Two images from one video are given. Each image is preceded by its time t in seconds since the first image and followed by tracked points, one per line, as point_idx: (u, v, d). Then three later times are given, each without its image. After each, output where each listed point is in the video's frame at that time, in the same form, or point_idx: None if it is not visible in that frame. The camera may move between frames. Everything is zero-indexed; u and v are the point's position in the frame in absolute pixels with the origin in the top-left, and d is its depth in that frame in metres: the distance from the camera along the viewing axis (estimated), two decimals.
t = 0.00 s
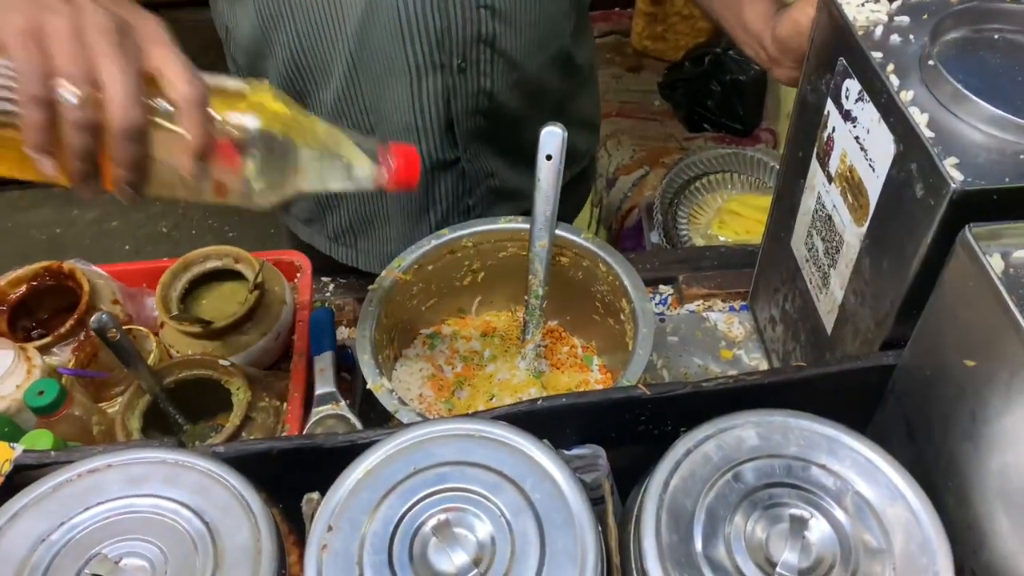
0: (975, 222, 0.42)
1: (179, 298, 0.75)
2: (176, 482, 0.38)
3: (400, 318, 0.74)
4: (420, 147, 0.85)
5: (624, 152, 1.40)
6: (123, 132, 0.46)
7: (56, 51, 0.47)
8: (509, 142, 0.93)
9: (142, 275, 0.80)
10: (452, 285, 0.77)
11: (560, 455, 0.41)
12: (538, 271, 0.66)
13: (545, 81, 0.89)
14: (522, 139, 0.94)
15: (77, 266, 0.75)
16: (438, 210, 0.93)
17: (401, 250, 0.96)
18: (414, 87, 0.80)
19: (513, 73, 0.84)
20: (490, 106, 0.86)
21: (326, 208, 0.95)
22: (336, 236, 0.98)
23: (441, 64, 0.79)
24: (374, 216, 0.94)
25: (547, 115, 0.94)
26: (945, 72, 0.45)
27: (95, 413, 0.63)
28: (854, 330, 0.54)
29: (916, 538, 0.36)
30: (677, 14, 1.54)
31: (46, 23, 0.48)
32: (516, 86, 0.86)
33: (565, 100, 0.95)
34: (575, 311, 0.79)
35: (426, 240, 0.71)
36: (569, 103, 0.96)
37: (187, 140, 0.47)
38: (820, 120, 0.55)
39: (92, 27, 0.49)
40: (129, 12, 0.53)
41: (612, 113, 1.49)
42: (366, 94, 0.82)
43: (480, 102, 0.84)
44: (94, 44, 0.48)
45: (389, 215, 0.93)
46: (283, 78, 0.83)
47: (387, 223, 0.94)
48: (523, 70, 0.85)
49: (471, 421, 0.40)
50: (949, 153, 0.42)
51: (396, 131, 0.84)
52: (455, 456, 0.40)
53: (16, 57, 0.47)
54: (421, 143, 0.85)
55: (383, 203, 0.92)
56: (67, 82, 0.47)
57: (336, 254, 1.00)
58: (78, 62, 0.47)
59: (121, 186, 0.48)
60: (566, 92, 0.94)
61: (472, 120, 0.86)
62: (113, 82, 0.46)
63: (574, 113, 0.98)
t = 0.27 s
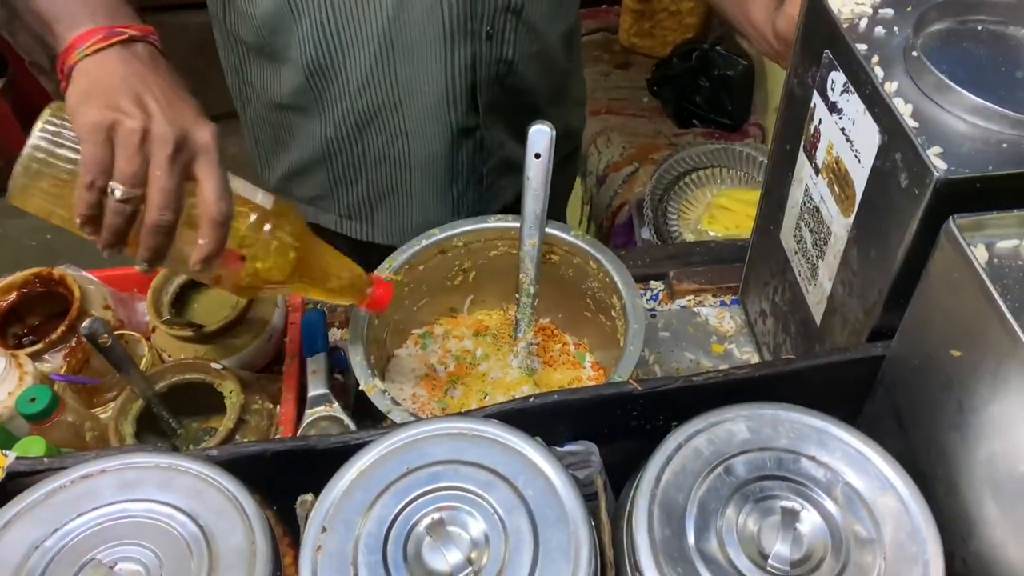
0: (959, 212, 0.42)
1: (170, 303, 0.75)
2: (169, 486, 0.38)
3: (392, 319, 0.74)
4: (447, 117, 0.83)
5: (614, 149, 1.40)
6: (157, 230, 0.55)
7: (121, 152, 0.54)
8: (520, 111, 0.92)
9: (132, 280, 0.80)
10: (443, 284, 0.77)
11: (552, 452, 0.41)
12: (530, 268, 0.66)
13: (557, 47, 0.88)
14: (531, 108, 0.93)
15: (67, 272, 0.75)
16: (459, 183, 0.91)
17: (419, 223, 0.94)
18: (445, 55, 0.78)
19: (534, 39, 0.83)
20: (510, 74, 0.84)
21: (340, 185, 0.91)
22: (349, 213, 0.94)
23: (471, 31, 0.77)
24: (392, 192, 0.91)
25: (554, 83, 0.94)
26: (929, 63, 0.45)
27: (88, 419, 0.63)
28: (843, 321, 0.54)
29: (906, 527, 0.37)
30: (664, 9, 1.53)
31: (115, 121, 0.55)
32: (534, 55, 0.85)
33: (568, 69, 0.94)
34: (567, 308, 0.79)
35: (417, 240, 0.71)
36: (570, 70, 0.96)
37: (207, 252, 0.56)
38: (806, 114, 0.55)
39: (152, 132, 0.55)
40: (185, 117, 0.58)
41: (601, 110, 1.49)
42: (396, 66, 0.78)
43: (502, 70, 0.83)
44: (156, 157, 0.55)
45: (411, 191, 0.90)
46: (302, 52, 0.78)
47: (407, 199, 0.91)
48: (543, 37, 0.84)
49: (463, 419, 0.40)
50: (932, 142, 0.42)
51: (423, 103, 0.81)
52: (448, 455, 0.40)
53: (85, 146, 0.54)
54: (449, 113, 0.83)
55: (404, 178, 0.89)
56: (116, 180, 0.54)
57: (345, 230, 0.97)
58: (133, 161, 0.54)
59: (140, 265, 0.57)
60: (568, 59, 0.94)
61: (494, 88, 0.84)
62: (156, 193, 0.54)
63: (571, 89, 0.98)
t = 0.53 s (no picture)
0: (959, 209, 0.42)
1: (168, 304, 0.75)
2: (170, 488, 0.38)
3: (391, 319, 0.74)
4: (447, 101, 0.84)
5: (611, 146, 1.40)
6: (103, 163, 0.66)
7: (73, 92, 0.66)
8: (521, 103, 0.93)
9: (130, 281, 0.80)
10: (442, 283, 0.77)
11: (554, 451, 0.41)
12: (530, 266, 0.66)
13: (557, 38, 0.90)
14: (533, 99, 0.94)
15: (65, 274, 0.75)
16: (460, 171, 0.91)
17: (418, 205, 0.95)
18: (445, 37, 0.79)
19: (534, 28, 0.85)
20: (511, 62, 0.85)
21: (340, 166, 0.92)
22: (348, 193, 0.95)
23: (471, 15, 0.78)
24: (392, 173, 0.92)
25: (555, 76, 0.95)
26: (927, 60, 0.45)
27: (87, 421, 0.63)
28: (842, 318, 0.54)
29: (909, 524, 0.37)
30: (660, 6, 1.53)
31: (69, 65, 0.66)
32: (533, 43, 0.86)
33: (569, 63, 0.95)
34: (566, 307, 0.79)
35: (415, 239, 0.71)
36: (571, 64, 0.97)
37: (147, 188, 0.66)
38: (805, 110, 0.55)
39: (105, 79, 0.66)
40: (138, 60, 0.69)
41: (598, 108, 1.49)
42: (395, 45, 0.80)
43: (502, 58, 0.84)
44: (107, 99, 0.66)
45: (410, 172, 0.92)
46: (303, 31, 0.80)
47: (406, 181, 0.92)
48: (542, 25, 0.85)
49: (465, 419, 0.40)
50: (931, 139, 0.42)
51: (422, 85, 0.83)
52: (450, 455, 0.40)
53: (38, 82, 0.65)
54: (449, 97, 0.84)
55: (403, 159, 0.90)
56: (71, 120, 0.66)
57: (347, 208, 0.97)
58: (92, 105, 0.66)
59: (88, 199, 0.67)
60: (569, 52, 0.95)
61: (494, 77, 0.85)
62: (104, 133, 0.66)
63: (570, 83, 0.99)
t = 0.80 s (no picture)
0: (965, 210, 0.42)
1: (171, 302, 0.75)
2: (174, 487, 0.38)
3: (395, 317, 0.74)
4: (428, 100, 0.85)
5: (614, 144, 1.40)
6: (103, 129, 0.69)
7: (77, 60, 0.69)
8: (508, 110, 0.95)
9: (133, 279, 0.80)
10: (445, 282, 0.77)
11: (558, 450, 0.41)
12: (533, 266, 0.66)
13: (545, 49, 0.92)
14: (519, 106, 0.95)
15: (68, 272, 0.75)
16: (438, 174, 0.92)
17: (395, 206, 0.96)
18: (428, 37, 0.80)
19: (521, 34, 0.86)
20: (496, 66, 0.87)
21: (322, 161, 0.94)
22: (329, 190, 0.97)
23: (455, 16, 0.80)
24: (372, 171, 0.93)
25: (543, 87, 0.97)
26: (933, 60, 0.45)
27: (91, 420, 0.63)
28: (846, 318, 0.54)
29: (914, 524, 0.37)
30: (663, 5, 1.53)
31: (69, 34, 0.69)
32: (521, 50, 0.88)
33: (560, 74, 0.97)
34: (569, 306, 0.79)
35: (419, 238, 0.71)
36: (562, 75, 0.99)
37: (147, 154, 0.69)
38: (809, 110, 0.55)
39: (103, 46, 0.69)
40: (138, 28, 0.72)
41: (601, 106, 1.48)
42: (379, 41, 0.81)
43: (487, 61, 0.85)
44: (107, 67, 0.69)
45: (389, 171, 0.93)
46: (293, 21, 0.82)
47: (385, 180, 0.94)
48: (529, 32, 0.87)
49: (469, 418, 0.40)
50: (937, 140, 0.42)
51: (404, 83, 0.84)
52: (454, 454, 0.40)
53: (43, 51, 0.69)
54: (430, 96, 0.85)
55: (384, 157, 0.91)
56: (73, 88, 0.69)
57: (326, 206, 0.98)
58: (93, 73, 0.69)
59: (93, 164, 0.71)
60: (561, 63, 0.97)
61: (478, 80, 0.86)
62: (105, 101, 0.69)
63: (562, 94, 1.01)
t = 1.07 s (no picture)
0: (977, 208, 0.42)
1: (182, 296, 0.75)
2: (187, 479, 0.38)
3: (404, 312, 0.74)
4: (423, 98, 0.85)
5: (623, 140, 1.40)
6: (104, 108, 0.71)
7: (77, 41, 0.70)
8: (507, 110, 0.95)
9: (143, 273, 0.80)
10: (454, 278, 0.77)
11: (567, 446, 0.41)
12: (540, 262, 0.66)
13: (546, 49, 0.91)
14: (519, 106, 0.95)
15: (79, 266, 0.75)
16: (434, 172, 0.93)
17: (392, 202, 0.97)
18: (423, 35, 0.81)
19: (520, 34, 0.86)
20: (494, 66, 0.87)
21: (321, 154, 0.95)
22: (329, 183, 0.98)
23: (452, 14, 0.80)
24: (370, 165, 0.94)
25: (545, 88, 0.96)
26: (946, 57, 0.45)
27: (102, 412, 0.63)
28: (856, 315, 0.54)
29: (923, 522, 0.37)
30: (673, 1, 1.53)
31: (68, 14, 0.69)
32: (520, 50, 0.88)
33: (562, 75, 0.96)
34: (577, 302, 0.79)
35: (428, 234, 0.71)
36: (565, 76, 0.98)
37: (145, 131, 0.70)
38: (820, 107, 0.55)
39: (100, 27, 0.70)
40: (136, 9, 0.72)
41: (610, 102, 1.48)
42: (375, 37, 0.82)
43: (484, 61, 0.85)
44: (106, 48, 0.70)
45: (386, 166, 0.94)
46: (292, 14, 0.83)
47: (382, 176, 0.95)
48: (529, 33, 0.86)
49: (479, 413, 0.40)
50: (950, 138, 0.42)
51: (400, 80, 0.84)
52: (464, 449, 0.40)
53: (47, 33, 0.71)
54: (425, 95, 0.85)
55: (381, 153, 0.92)
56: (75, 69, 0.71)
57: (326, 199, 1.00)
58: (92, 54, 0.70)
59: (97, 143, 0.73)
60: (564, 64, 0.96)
61: (476, 79, 0.86)
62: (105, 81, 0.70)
63: (566, 94, 1.01)
